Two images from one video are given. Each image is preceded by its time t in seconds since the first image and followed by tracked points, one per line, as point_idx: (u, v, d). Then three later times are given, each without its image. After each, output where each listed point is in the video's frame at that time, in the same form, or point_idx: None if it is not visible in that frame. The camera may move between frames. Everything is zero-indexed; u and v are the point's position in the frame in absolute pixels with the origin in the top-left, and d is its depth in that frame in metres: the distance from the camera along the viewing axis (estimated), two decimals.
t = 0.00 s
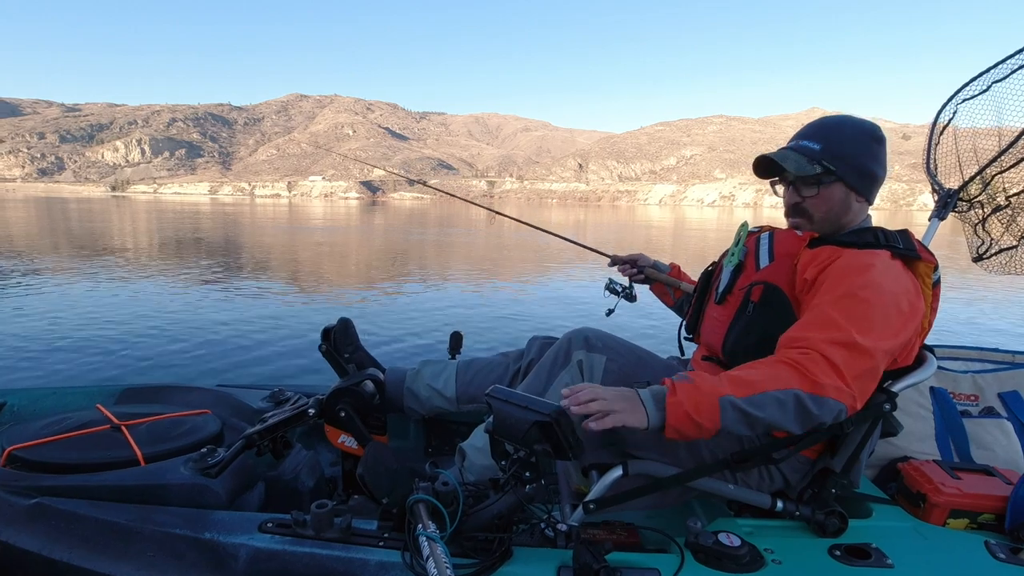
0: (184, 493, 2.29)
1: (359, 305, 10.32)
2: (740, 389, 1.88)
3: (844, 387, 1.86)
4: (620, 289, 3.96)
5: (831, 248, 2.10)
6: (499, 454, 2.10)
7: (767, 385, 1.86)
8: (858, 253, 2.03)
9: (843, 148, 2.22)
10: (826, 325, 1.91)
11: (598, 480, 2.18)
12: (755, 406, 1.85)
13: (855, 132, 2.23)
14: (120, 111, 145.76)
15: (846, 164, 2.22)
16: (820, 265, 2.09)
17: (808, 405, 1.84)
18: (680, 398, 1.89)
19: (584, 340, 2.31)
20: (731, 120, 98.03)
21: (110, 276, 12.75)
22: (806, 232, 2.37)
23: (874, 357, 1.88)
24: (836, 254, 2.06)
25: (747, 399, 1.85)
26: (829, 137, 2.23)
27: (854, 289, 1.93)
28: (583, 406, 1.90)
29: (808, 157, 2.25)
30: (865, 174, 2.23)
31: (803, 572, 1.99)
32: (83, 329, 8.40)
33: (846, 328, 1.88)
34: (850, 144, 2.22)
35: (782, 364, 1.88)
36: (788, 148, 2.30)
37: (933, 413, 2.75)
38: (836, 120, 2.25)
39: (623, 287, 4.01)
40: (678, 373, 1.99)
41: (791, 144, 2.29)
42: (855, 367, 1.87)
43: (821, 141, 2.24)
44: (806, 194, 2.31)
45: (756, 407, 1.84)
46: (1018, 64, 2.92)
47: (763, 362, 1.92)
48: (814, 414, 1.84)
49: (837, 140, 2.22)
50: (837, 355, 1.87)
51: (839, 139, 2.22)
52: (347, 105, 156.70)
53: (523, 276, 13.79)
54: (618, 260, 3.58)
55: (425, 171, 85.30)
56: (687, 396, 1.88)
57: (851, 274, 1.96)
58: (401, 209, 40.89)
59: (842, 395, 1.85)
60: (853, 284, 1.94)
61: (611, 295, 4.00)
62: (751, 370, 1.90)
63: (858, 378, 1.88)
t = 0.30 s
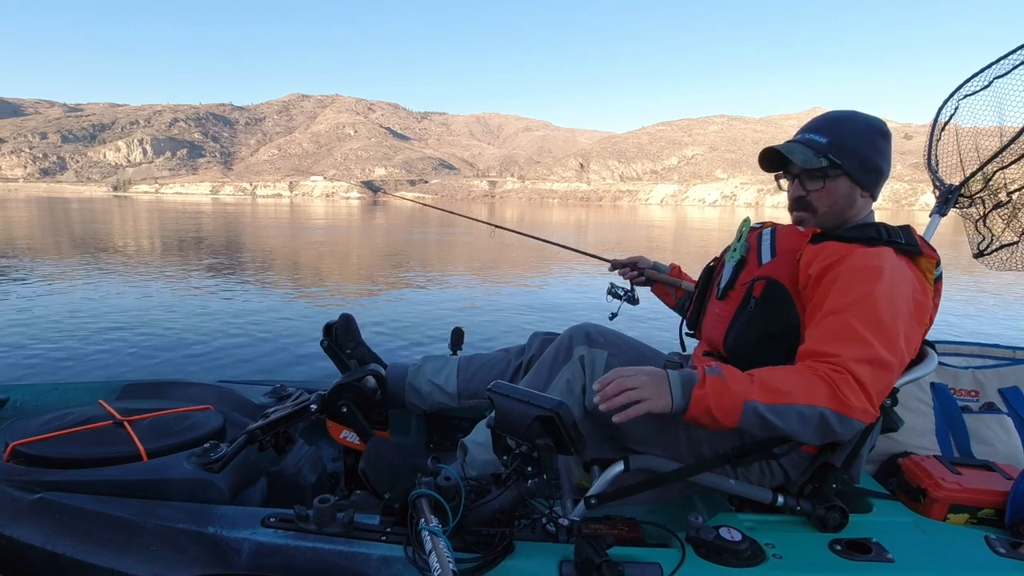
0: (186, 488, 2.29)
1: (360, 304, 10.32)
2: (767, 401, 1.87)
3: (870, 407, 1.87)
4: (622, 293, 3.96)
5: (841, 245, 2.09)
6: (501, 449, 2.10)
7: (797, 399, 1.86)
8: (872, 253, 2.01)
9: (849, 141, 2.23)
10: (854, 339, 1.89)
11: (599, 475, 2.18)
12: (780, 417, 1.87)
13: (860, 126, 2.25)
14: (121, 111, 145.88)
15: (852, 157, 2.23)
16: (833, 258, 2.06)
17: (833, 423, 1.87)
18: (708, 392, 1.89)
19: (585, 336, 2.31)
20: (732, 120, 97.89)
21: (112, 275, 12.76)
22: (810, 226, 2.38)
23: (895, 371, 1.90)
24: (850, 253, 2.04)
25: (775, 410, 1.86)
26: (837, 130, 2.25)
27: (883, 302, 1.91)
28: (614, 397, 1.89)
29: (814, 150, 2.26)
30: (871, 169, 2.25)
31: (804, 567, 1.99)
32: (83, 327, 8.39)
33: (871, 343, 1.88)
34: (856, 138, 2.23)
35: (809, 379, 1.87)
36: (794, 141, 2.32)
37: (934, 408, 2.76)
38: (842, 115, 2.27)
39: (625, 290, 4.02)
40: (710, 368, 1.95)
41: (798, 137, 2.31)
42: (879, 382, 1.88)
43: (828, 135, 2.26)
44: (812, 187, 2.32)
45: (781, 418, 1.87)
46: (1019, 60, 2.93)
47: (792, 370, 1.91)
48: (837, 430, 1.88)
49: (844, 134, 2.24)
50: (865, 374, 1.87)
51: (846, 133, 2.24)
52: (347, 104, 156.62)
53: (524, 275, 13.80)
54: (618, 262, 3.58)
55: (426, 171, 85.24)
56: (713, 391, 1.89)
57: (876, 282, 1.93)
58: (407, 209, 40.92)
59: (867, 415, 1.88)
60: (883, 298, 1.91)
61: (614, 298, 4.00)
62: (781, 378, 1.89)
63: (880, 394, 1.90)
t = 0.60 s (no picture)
0: (185, 487, 2.29)
1: (361, 303, 10.33)
2: (787, 421, 1.89)
3: (888, 418, 1.91)
4: (623, 299, 3.96)
5: (843, 246, 2.08)
6: (500, 448, 2.09)
7: (817, 419, 1.88)
8: (875, 253, 2.01)
9: (850, 141, 2.23)
10: (868, 350, 1.89)
11: (598, 474, 2.17)
12: (800, 436, 1.90)
13: (862, 126, 2.25)
14: (123, 112, 145.91)
15: (852, 156, 2.23)
16: (837, 259, 2.05)
17: (854, 438, 1.90)
18: (725, 420, 1.91)
19: (584, 335, 2.31)
20: (733, 120, 97.80)
21: (113, 274, 12.78)
22: (808, 223, 2.39)
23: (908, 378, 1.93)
24: (854, 254, 2.03)
25: (795, 430, 1.89)
26: (837, 128, 2.25)
27: (892, 309, 1.91)
28: (643, 435, 1.91)
29: (814, 149, 2.26)
30: (870, 168, 2.25)
31: (803, 567, 1.99)
32: (84, 326, 8.40)
33: (885, 352, 1.89)
34: (859, 137, 2.23)
35: (827, 395, 1.89)
36: (796, 139, 2.32)
37: (933, 407, 2.76)
38: (844, 114, 2.28)
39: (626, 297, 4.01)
40: (725, 394, 1.96)
41: (798, 136, 2.31)
42: (894, 391, 1.90)
43: (829, 133, 2.26)
44: (812, 186, 2.32)
45: (801, 438, 1.90)
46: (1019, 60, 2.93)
47: (808, 387, 1.92)
48: (858, 444, 1.91)
49: (845, 133, 2.24)
50: (882, 384, 1.88)
51: (846, 132, 2.24)
52: (348, 105, 156.70)
53: (525, 275, 13.81)
54: (618, 268, 3.58)
55: (427, 171, 85.28)
56: (732, 419, 1.90)
57: (884, 287, 1.92)
58: (408, 210, 40.93)
59: (887, 427, 1.91)
60: (893, 304, 1.91)
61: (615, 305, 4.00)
62: (798, 399, 1.90)
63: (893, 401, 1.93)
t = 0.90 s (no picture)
0: (185, 492, 2.29)
1: (361, 305, 10.33)
2: (803, 450, 1.90)
3: (901, 430, 1.91)
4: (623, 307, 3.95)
5: (845, 250, 2.07)
6: (500, 453, 2.08)
7: (832, 443, 1.89)
8: (877, 259, 2.00)
9: (854, 144, 2.22)
10: (876, 364, 1.89)
11: (598, 479, 2.17)
12: (818, 463, 1.91)
13: (863, 129, 2.24)
14: (124, 112, 146.11)
15: (855, 159, 2.22)
16: (838, 267, 2.03)
17: (870, 454, 1.90)
18: (744, 464, 1.92)
19: (585, 339, 2.29)
20: (734, 120, 97.75)
21: (114, 275, 12.78)
22: (809, 227, 2.38)
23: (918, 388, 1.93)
24: (856, 260, 2.01)
25: (811, 458, 1.90)
26: (842, 131, 2.24)
27: (896, 317, 1.90)
28: (680, 506, 1.92)
29: (817, 151, 2.25)
30: (872, 172, 2.24)
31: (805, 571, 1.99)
32: (85, 328, 8.40)
33: (894, 365, 1.88)
34: (861, 141, 2.23)
35: (839, 415, 1.89)
36: (799, 141, 2.31)
37: (934, 411, 2.75)
38: (847, 117, 2.27)
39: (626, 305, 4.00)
40: (738, 437, 1.96)
41: (802, 138, 2.30)
42: (904, 402, 1.90)
43: (832, 136, 2.25)
44: (814, 188, 2.32)
45: (820, 465, 1.91)
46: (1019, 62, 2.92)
47: (820, 410, 1.92)
48: (875, 460, 1.91)
49: (847, 136, 2.23)
50: (892, 396, 1.88)
51: (849, 135, 2.23)
52: (349, 105, 156.80)
53: (525, 276, 13.82)
54: (616, 277, 3.56)
55: (428, 172, 85.31)
56: (751, 462, 1.91)
57: (889, 295, 1.92)
58: (408, 210, 40.95)
59: (901, 439, 1.91)
60: (897, 312, 1.90)
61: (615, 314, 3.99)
62: (811, 426, 1.90)
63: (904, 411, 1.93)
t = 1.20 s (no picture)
0: (186, 492, 2.29)
1: (362, 305, 10.34)
2: (811, 462, 1.89)
3: (906, 432, 1.91)
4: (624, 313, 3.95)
5: (846, 251, 2.06)
6: (501, 453, 2.08)
7: (840, 452, 1.88)
8: (878, 261, 2.00)
9: (837, 147, 2.22)
10: (878, 367, 1.89)
11: (599, 479, 2.16)
12: (826, 472, 1.90)
13: (854, 133, 2.22)
14: (126, 112, 146.23)
15: (838, 163, 2.22)
16: (838, 269, 2.03)
17: (877, 458, 1.90)
18: (756, 482, 1.91)
19: (585, 339, 2.29)
20: (735, 120, 97.70)
21: (115, 275, 12.80)
22: (797, 226, 2.41)
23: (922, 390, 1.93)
24: (857, 262, 2.01)
25: (820, 469, 1.89)
26: (828, 133, 2.25)
27: (898, 318, 1.90)
28: (702, 533, 1.93)
29: (801, 152, 2.29)
30: (859, 177, 2.22)
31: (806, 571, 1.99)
32: (85, 328, 8.41)
33: (898, 368, 1.88)
34: (847, 145, 2.22)
35: (844, 421, 1.88)
36: (788, 140, 2.36)
37: (934, 411, 2.75)
38: (839, 120, 2.26)
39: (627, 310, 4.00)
40: (746, 455, 1.94)
41: (792, 137, 2.34)
42: (909, 404, 1.90)
43: (818, 138, 2.27)
44: (800, 187, 2.35)
45: (829, 475, 1.90)
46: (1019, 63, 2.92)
47: (826, 418, 1.91)
48: (882, 464, 1.91)
49: (833, 139, 2.23)
50: (896, 399, 1.88)
51: (835, 137, 2.23)
52: (350, 105, 156.80)
53: (526, 275, 13.84)
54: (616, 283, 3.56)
55: (429, 172, 85.36)
56: (763, 480, 1.90)
57: (891, 297, 1.92)
58: (409, 210, 41.00)
59: (906, 441, 1.91)
60: (898, 313, 1.90)
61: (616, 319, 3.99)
62: (817, 436, 1.89)
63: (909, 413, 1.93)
